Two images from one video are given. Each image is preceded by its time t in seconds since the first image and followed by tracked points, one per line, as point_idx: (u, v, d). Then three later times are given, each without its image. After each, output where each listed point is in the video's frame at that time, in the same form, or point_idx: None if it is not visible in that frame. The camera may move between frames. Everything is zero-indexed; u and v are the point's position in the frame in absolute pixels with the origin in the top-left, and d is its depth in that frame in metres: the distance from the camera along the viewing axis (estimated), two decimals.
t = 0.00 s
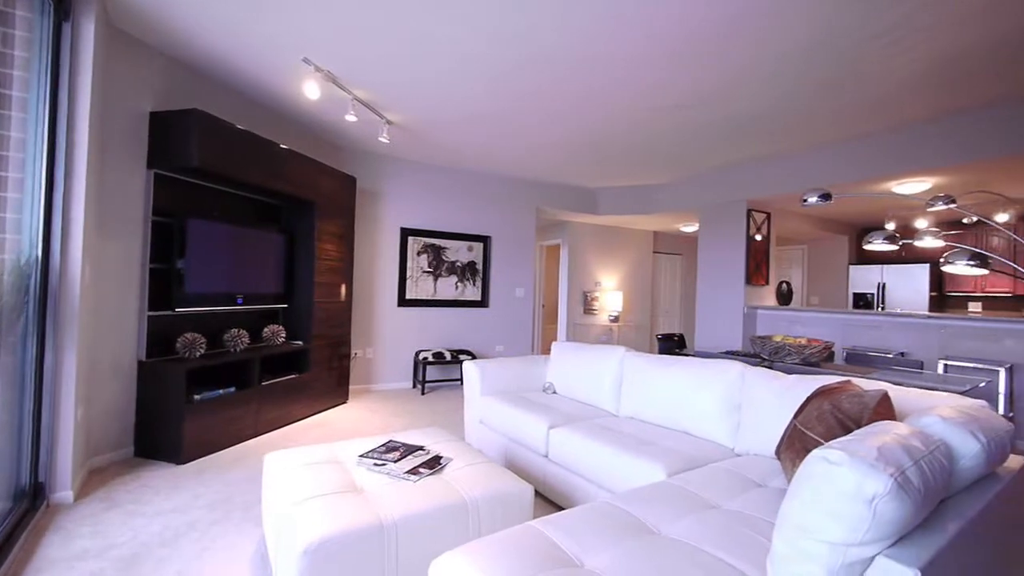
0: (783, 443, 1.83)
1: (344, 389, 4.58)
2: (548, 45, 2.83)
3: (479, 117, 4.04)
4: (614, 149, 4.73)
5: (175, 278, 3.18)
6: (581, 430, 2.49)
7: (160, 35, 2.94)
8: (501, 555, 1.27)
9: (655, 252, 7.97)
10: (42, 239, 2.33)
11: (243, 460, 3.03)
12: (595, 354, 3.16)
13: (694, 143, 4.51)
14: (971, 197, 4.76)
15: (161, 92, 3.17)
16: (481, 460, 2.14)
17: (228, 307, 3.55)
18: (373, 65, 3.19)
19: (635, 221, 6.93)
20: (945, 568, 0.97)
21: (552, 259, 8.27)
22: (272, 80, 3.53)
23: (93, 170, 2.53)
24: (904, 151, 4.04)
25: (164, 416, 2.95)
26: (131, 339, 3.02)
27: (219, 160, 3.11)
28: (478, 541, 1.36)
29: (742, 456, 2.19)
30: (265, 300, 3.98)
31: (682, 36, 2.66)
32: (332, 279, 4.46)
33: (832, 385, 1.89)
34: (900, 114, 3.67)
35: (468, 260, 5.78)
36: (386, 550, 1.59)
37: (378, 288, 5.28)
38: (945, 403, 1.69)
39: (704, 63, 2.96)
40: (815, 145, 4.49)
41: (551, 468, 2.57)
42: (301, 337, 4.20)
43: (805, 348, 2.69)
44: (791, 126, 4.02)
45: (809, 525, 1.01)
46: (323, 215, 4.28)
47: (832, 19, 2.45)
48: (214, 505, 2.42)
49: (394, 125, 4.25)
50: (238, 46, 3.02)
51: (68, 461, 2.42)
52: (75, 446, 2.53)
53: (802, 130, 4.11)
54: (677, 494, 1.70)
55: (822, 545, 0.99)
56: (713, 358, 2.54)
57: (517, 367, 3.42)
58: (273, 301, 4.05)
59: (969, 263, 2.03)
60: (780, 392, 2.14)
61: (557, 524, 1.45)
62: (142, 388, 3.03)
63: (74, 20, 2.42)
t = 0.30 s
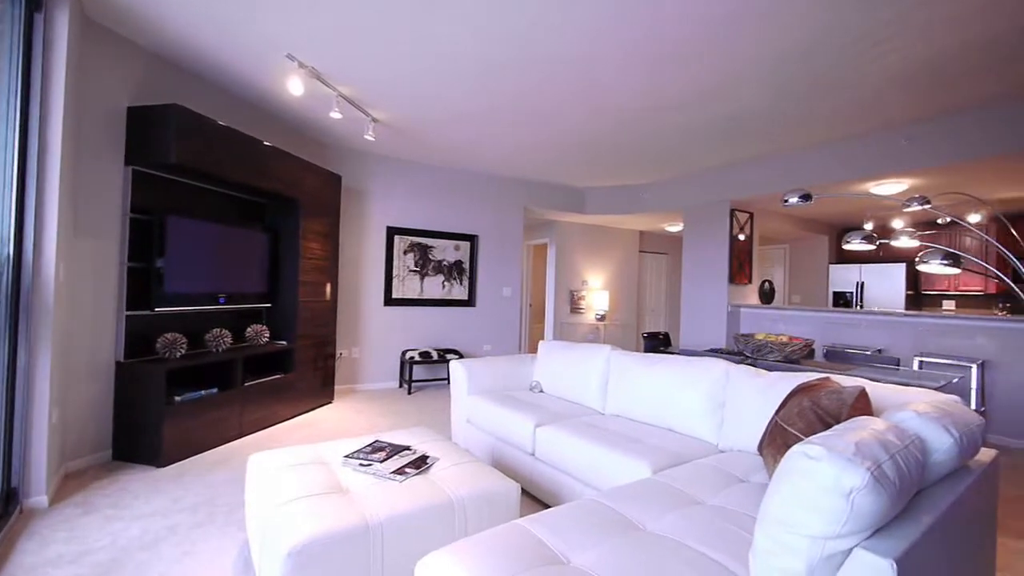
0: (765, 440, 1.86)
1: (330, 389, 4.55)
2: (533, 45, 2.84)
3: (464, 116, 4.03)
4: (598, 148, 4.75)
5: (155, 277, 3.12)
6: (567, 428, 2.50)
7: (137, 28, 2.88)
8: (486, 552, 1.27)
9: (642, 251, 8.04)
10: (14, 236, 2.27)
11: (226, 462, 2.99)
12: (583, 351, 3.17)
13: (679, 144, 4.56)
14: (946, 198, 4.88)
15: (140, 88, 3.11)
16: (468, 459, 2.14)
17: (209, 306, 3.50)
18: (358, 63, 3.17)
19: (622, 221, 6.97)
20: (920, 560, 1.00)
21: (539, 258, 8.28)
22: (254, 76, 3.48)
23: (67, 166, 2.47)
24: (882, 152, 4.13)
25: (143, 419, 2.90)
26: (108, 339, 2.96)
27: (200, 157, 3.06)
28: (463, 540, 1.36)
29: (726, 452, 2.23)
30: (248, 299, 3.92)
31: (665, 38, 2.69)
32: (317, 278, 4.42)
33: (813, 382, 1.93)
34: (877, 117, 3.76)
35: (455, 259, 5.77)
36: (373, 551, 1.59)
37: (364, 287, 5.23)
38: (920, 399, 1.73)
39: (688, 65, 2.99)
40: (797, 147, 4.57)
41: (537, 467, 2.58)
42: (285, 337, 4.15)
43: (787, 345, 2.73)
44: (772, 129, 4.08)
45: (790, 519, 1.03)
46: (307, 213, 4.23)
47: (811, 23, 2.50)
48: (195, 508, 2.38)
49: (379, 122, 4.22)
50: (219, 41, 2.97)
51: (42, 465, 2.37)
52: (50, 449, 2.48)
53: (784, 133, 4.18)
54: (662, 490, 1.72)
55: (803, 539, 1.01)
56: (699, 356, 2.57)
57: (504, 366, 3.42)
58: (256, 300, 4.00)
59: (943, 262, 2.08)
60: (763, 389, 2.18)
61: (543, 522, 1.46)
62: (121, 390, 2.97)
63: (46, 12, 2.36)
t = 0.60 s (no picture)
0: (746, 437, 1.89)
1: (314, 391, 4.51)
2: (517, 45, 2.84)
3: (449, 117, 4.03)
4: (584, 149, 4.78)
5: (133, 278, 3.05)
6: (553, 428, 2.51)
7: (114, 24, 2.83)
8: (471, 552, 1.28)
9: (628, 252, 8.10)
10: None
11: (207, 467, 2.94)
12: (568, 351, 3.19)
13: (663, 146, 4.60)
14: (921, 199, 5.01)
15: (116, 85, 3.05)
16: (453, 460, 2.14)
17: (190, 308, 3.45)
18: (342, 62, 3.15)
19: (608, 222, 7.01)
20: (893, 551, 1.03)
21: (526, 259, 8.29)
22: (235, 73, 3.43)
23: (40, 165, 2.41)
24: (860, 154, 4.22)
25: (121, 423, 2.84)
26: (84, 342, 2.90)
27: (180, 156, 3.01)
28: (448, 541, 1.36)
29: (709, 450, 2.26)
30: (231, 301, 3.87)
31: (648, 40, 2.72)
32: (302, 279, 4.37)
33: (793, 379, 1.97)
34: (854, 120, 3.84)
35: (441, 260, 5.76)
36: (357, 553, 1.58)
37: (349, 288, 5.19)
38: (894, 395, 1.78)
39: (671, 67, 3.03)
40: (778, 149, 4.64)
41: (524, 466, 2.59)
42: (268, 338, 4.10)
43: (770, 343, 2.78)
44: (754, 131, 4.14)
45: (771, 515, 1.05)
46: (291, 213, 4.18)
47: (790, 27, 2.55)
48: (175, 514, 2.34)
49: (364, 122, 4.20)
50: (199, 37, 2.93)
51: (14, 471, 2.31)
52: (22, 456, 2.41)
53: (765, 135, 4.25)
54: (646, 487, 1.74)
55: (782, 534, 1.03)
56: (683, 355, 2.60)
57: (490, 366, 3.42)
58: (238, 301, 3.94)
59: (916, 262, 2.14)
60: (745, 387, 2.22)
61: (529, 521, 1.47)
62: (97, 394, 2.90)
63: (18, 6, 2.30)
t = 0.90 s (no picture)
0: (724, 433, 1.92)
1: (295, 392, 4.45)
2: (498, 45, 2.84)
3: (431, 115, 4.01)
4: (566, 148, 4.80)
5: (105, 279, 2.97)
6: (536, 426, 2.52)
7: (82, 16, 2.75)
8: (455, 551, 1.28)
9: (611, 251, 8.16)
10: None
11: (183, 471, 2.88)
12: (551, 349, 3.20)
13: (644, 146, 4.65)
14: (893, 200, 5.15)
15: (85, 79, 2.96)
16: (436, 460, 2.13)
17: (165, 308, 3.38)
18: (322, 59, 3.11)
19: (590, 221, 7.05)
20: (864, 541, 1.06)
21: (510, 258, 8.30)
22: (210, 68, 3.35)
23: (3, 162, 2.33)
24: (835, 156, 4.32)
25: (93, 428, 2.76)
26: (52, 345, 2.81)
27: (154, 153, 2.95)
28: (431, 542, 1.35)
29: (688, 446, 2.30)
30: (208, 301, 3.80)
31: (628, 41, 2.74)
32: (282, 279, 4.31)
33: (771, 375, 2.01)
34: (829, 122, 3.93)
35: (424, 259, 5.74)
36: (339, 555, 1.56)
37: (330, 288, 5.13)
38: (866, 389, 1.83)
39: (650, 68, 3.06)
40: (756, 151, 4.73)
41: (507, 465, 2.60)
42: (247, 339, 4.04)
43: (748, 340, 2.84)
44: (732, 132, 4.21)
45: (749, 507, 1.07)
46: (270, 212, 4.11)
47: (766, 30, 2.60)
48: (151, 520, 2.30)
49: (345, 118, 4.15)
50: (173, 31, 2.87)
51: None
52: None
53: (743, 137, 4.32)
54: (627, 484, 1.76)
55: (757, 526, 1.06)
56: (664, 353, 2.63)
57: (473, 365, 3.42)
58: (216, 302, 3.87)
59: (886, 261, 2.20)
60: (723, 384, 2.26)
61: (512, 520, 1.47)
62: (67, 397, 2.83)
63: None
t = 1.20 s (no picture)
0: (712, 430, 1.94)
1: (283, 393, 4.41)
2: (486, 44, 2.83)
3: (420, 114, 3.99)
4: (556, 148, 4.81)
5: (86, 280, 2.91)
6: (526, 425, 2.53)
7: (62, 11, 2.69)
8: (445, 551, 1.28)
9: (600, 250, 8.20)
10: None
11: (169, 475, 2.85)
12: (541, 349, 3.21)
13: (633, 146, 4.68)
14: (875, 200, 5.24)
15: (65, 77, 2.92)
16: (425, 461, 2.13)
17: (148, 308, 3.33)
18: (309, 57, 3.08)
19: (580, 220, 7.08)
20: (846, 536, 1.07)
21: (500, 258, 8.30)
22: (194, 65, 3.30)
23: None
24: (819, 156, 4.39)
25: (75, 432, 2.71)
26: (31, 347, 2.75)
27: (137, 151, 2.90)
28: (421, 542, 1.35)
29: (677, 443, 2.32)
30: (193, 302, 3.75)
31: (615, 40, 2.75)
32: (269, 279, 4.27)
33: (757, 372, 2.04)
34: (814, 123, 3.99)
35: (414, 258, 5.72)
36: (328, 557, 1.56)
37: (318, 288, 5.09)
38: (849, 386, 1.86)
39: (638, 68, 3.08)
40: (742, 151, 4.79)
41: (497, 465, 2.60)
42: (233, 340, 3.99)
43: (735, 338, 2.87)
44: (719, 132, 4.25)
45: (734, 504, 1.09)
46: (257, 211, 4.06)
47: (751, 32, 2.62)
48: (134, 524, 2.26)
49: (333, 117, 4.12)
50: (156, 27, 2.83)
51: None
52: None
53: (730, 137, 4.36)
54: (615, 481, 1.78)
55: (742, 522, 1.07)
56: (652, 352, 2.65)
57: (463, 365, 3.41)
58: (201, 303, 3.82)
59: (868, 261, 2.24)
60: (710, 382, 2.28)
61: (501, 519, 1.47)
62: (48, 400, 2.77)
63: None
